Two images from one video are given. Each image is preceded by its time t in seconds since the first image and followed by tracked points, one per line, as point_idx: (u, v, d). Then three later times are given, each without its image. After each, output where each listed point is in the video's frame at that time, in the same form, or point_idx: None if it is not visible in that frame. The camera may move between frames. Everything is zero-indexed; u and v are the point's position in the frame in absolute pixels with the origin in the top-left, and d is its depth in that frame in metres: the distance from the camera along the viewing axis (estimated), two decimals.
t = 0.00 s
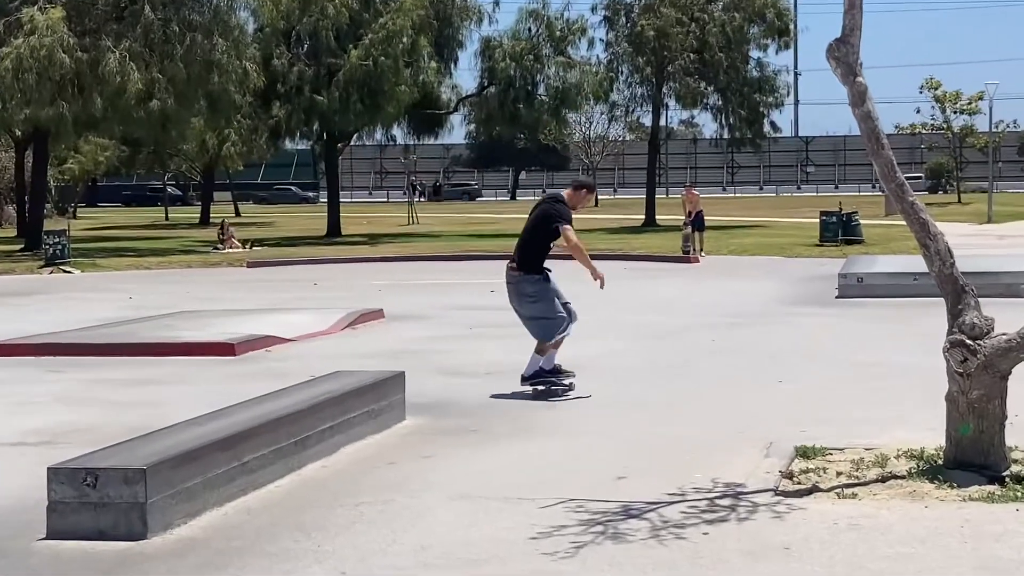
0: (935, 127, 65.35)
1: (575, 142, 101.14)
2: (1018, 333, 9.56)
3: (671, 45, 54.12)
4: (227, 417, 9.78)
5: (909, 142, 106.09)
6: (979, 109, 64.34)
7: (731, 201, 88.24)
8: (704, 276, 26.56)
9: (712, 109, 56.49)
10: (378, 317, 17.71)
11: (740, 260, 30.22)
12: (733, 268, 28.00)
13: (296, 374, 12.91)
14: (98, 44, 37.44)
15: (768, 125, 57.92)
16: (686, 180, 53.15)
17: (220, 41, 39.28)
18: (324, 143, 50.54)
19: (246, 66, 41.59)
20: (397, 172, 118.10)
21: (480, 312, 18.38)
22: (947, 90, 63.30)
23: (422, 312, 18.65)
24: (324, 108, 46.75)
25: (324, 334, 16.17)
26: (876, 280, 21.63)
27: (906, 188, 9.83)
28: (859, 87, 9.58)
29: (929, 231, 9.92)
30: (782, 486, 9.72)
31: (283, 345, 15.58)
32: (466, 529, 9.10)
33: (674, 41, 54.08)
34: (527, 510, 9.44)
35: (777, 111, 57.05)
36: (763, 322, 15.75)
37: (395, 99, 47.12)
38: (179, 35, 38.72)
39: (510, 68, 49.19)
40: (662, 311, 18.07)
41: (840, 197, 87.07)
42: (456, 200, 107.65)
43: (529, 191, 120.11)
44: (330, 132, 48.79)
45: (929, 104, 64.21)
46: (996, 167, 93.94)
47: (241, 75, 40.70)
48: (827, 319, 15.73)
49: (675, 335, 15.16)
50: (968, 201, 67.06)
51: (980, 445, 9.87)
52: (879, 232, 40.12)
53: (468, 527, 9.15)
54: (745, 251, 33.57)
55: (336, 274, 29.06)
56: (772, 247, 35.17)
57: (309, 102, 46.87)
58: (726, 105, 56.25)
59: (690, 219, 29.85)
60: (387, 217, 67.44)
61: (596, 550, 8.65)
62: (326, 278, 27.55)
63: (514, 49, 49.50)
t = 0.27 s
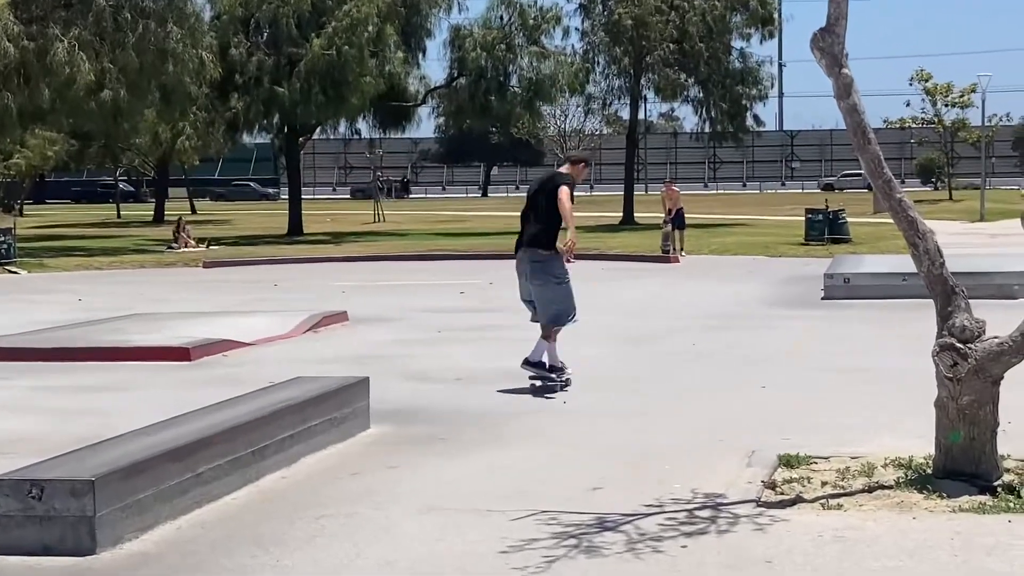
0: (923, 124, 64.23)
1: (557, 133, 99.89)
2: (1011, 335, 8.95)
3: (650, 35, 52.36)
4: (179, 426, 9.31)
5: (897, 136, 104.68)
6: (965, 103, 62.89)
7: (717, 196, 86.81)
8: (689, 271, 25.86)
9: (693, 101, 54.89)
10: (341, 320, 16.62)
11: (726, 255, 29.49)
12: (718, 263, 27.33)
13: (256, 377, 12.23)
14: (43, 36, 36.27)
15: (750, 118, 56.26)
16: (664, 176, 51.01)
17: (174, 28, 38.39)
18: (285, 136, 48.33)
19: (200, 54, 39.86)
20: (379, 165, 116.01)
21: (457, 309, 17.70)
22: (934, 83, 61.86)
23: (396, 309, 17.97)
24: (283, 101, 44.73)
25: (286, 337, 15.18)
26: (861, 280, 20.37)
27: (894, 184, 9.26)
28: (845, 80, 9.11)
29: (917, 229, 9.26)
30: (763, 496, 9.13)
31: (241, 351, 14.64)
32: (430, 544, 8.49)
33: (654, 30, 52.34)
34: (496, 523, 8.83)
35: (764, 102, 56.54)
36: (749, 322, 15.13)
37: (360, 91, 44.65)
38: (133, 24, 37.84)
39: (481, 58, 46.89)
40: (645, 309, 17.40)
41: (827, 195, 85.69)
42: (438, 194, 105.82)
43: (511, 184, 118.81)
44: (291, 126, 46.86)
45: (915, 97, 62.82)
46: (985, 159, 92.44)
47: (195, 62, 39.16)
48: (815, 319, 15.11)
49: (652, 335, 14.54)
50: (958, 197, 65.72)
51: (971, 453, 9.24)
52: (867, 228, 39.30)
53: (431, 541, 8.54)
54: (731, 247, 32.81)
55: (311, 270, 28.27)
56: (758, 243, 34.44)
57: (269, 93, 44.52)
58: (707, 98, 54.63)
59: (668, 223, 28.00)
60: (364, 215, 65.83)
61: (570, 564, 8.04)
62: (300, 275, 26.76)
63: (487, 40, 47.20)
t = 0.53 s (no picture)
0: (909, 119, 62.84)
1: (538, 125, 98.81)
2: (1002, 338, 8.39)
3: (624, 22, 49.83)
4: (126, 436, 8.80)
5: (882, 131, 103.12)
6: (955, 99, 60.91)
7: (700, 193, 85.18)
8: (670, 267, 25.15)
9: (670, 93, 52.04)
10: (299, 322, 15.63)
11: (708, 250, 28.75)
12: (700, 258, 26.63)
13: (212, 380, 11.58)
14: None
15: (729, 112, 53.54)
16: (639, 172, 48.02)
17: (123, 16, 36.43)
18: (240, 129, 45.41)
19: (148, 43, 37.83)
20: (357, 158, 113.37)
21: (427, 307, 17.04)
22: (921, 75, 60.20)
23: (365, 306, 17.28)
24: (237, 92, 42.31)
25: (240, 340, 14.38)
26: (847, 282, 19.12)
27: (879, 180, 8.77)
28: (829, 71, 8.66)
29: (903, 227, 8.74)
30: (743, 509, 8.60)
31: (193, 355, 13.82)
32: (389, 558, 7.92)
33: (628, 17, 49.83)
34: (462, 537, 8.28)
35: (743, 94, 53.07)
36: (728, 322, 14.59)
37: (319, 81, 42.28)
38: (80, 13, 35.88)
39: (447, 48, 45.04)
40: (622, 308, 16.76)
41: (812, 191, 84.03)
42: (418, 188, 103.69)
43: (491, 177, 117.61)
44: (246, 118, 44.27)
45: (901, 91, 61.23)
46: (973, 153, 90.72)
47: (141, 52, 37.01)
48: (799, 320, 14.55)
49: (628, 336, 13.97)
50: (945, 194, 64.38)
51: (960, 462, 8.69)
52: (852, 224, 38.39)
53: (391, 556, 7.96)
54: (713, 242, 32.03)
55: (281, 265, 27.43)
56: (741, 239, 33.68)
57: (223, 84, 42.34)
58: (686, 89, 51.86)
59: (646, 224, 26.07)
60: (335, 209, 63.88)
61: None
62: (268, 270, 25.94)
63: (454, 29, 45.23)
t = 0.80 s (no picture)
0: (893, 111, 62.06)
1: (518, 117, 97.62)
2: (991, 342, 7.91)
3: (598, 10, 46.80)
4: (70, 446, 8.29)
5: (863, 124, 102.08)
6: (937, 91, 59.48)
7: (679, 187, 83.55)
8: (644, 260, 24.46)
9: (645, 84, 50.13)
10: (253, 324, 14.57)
11: (683, 245, 28.08)
12: (676, 252, 25.97)
13: (158, 388, 10.95)
14: None
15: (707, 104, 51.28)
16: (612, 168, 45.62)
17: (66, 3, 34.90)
18: (192, 121, 42.33)
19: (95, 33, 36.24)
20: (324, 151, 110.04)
21: (394, 306, 16.40)
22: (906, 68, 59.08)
23: (328, 306, 16.61)
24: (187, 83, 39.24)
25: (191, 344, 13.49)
26: (828, 281, 17.80)
27: (863, 176, 8.31)
28: (808, 61, 8.20)
29: (888, 225, 8.25)
30: (720, 522, 8.12)
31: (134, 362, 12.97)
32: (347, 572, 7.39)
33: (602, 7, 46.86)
34: (424, 552, 7.75)
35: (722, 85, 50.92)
36: (706, 325, 14.07)
37: (276, 73, 39.24)
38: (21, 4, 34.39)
39: (410, 37, 41.93)
40: (595, 308, 16.18)
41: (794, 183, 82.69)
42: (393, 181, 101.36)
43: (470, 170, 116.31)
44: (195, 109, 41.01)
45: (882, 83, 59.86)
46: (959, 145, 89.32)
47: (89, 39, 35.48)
48: (779, 324, 14.05)
49: (602, 339, 13.43)
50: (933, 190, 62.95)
51: (947, 471, 8.19)
52: (832, 220, 37.44)
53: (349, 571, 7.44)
54: (688, 237, 31.31)
55: (243, 260, 26.56)
56: (717, 233, 32.93)
57: (173, 76, 39.32)
58: (660, 80, 49.83)
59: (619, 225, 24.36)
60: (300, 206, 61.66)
61: None
62: (229, 265, 25.06)
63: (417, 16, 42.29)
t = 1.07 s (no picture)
0: (880, 103, 61.25)
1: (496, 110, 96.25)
2: (982, 346, 7.46)
3: None
4: (10, 456, 7.73)
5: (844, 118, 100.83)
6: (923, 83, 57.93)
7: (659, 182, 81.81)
8: (619, 256, 23.79)
9: (619, 76, 46.18)
10: (203, 327, 13.58)
11: (659, 241, 27.39)
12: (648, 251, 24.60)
13: (101, 395, 10.35)
14: None
15: (683, 95, 47.70)
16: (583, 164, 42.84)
17: None
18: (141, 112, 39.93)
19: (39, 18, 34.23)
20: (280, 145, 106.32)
21: (357, 306, 15.79)
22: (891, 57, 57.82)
23: (289, 306, 15.98)
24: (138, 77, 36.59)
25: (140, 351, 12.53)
26: (810, 281, 16.59)
27: (847, 171, 7.87)
28: (790, 50, 7.77)
29: (873, 222, 7.81)
30: (697, 535, 7.64)
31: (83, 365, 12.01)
32: None
33: None
34: (386, 567, 7.24)
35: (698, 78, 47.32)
36: (683, 329, 13.55)
37: (229, 62, 37.06)
38: None
39: (371, 23, 39.97)
40: (568, 308, 15.61)
41: (775, 176, 81.25)
42: (347, 176, 97.86)
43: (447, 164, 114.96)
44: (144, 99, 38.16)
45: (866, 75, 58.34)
46: (945, 139, 87.78)
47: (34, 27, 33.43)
48: (758, 329, 13.56)
49: (574, 342, 12.90)
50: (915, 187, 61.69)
51: (935, 480, 7.72)
52: (813, 217, 36.41)
53: None
54: (663, 232, 30.53)
55: (204, 253, 25.70)
56: (694, 228, 32.15)
57: (118, 65, 36.61)
58: (634, 71, 45.88)
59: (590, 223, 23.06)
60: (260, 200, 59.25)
61: None
62: (188, 261, 24.20)
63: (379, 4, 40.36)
